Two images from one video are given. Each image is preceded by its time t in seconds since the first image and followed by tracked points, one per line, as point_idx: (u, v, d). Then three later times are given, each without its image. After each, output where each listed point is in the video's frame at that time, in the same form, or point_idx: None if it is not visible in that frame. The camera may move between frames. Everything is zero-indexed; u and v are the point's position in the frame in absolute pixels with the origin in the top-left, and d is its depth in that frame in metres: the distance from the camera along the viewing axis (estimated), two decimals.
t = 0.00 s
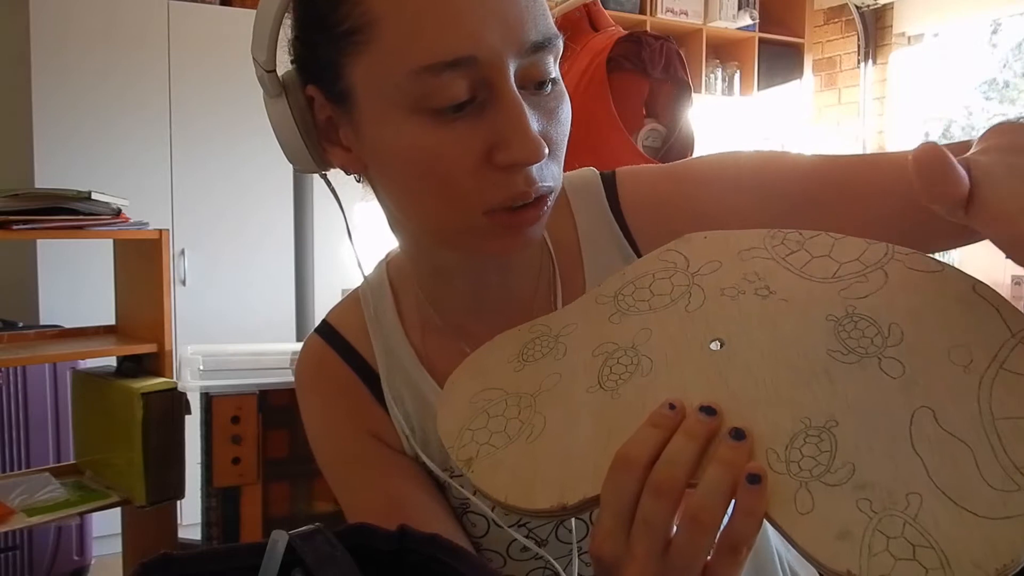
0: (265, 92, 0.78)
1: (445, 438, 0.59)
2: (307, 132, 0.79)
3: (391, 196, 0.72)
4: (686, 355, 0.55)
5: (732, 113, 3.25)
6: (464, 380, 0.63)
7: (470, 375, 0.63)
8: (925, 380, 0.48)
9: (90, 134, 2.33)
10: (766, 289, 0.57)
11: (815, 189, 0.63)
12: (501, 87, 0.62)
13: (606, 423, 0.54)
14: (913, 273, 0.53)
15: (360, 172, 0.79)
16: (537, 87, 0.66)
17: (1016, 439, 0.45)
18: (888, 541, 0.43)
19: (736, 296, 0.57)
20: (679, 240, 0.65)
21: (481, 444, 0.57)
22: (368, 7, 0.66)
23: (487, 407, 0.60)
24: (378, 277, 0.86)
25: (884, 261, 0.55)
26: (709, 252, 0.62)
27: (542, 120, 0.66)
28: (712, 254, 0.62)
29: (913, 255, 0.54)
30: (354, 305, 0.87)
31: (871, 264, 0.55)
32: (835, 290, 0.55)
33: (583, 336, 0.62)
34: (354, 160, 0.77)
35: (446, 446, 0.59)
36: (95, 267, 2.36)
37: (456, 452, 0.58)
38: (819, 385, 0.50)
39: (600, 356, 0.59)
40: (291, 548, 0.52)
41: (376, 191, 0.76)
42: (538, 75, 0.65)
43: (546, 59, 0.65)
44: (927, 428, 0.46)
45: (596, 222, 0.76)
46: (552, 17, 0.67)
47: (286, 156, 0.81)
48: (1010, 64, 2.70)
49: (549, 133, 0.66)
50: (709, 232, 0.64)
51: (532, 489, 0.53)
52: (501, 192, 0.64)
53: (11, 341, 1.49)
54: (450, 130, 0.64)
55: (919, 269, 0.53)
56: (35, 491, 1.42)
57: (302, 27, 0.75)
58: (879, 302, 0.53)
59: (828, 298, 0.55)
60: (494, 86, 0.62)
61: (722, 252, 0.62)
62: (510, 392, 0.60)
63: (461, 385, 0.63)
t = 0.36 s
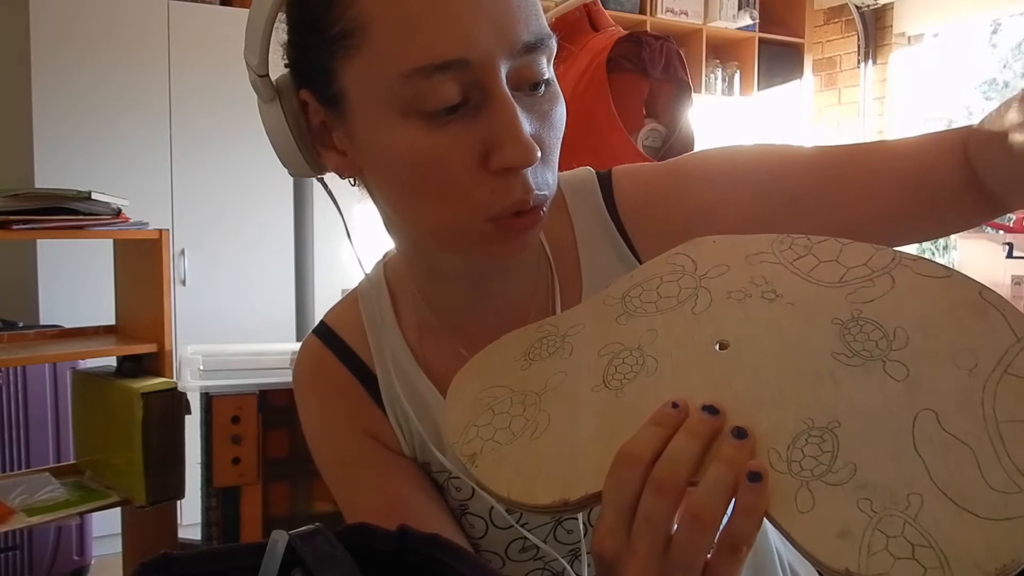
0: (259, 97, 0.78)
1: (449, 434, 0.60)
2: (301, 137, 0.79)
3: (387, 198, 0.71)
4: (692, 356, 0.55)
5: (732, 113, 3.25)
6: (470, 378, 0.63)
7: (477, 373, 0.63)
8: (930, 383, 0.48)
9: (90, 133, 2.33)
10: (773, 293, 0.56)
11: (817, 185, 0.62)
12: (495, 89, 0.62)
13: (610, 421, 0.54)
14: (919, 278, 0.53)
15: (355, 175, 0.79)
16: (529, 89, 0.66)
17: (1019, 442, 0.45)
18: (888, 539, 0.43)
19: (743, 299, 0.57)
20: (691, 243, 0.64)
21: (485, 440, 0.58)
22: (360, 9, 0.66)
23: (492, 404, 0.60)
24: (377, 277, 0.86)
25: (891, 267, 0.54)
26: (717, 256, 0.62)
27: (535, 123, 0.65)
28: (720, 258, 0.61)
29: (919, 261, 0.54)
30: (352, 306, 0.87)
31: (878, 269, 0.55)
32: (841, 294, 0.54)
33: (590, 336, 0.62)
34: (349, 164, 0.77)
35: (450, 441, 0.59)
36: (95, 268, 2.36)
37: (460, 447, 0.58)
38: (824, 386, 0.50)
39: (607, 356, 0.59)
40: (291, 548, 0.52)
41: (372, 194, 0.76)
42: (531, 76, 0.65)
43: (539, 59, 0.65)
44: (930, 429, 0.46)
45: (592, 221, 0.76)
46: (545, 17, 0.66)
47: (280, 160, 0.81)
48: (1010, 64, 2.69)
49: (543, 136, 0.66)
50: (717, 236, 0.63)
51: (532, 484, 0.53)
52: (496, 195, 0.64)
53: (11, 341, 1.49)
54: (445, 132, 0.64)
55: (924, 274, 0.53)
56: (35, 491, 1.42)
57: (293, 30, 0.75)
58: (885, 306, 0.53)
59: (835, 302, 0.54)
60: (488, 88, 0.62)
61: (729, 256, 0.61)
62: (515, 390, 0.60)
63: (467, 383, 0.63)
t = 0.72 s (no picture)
0: (260, 99, 0.78)
1: (445, 437, 0.60)
2: (302, 139, 0.79)
3: (389, 200, 0.72)
4: (687, 356, 0.55)
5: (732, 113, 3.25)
6: (465, 380, 0.63)
7: (471, 375, 0.63)
8: (924, 380, 0.48)
9: (90, 134, 2.33)
10: (768, 291, 0.57)
11: (816, 185, 0.63)
12: (499, 91, 0.62)
13: (607, 422, 0.55)
14: (915, 276, 0.53)
15: (356, 177, 0.79)
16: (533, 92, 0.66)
17: (1016, 438, 0.45)
18: (885, 539, 0.43)
19: (738, 298, 0.58)
20: (682, 243, 0.65)
21: (482, 443, 0.58)
22: (363, 12, 0.66)
23: (488, 406, 0.60)
24: (377, 279, 0.86)
25: (886, 263, 0.55)
26: (712, 254, 0.62)
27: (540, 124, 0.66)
28: (714, 256, 0.62)
29: (915, 257, 0.54)
30: (351, 306, 0.87)
31: (872, 266, 0.55)
32: (836, 292, 0.55)
33: (585, 337, 0.62)
34: (350, 166, 0.78)
35: (447, 444, 0.59)
36: (95, 268, 2.36)
37: (457, 451, 0.58)
38: (819, 385, 0.50)
39: (602, 356, 0.59)
40: (291, 548, 0.52)
41: (373, 196, 0.76)
42: (536, 80, 0.65)
43: (543, 63, 0.65)
44: (926, 428, 0.46)
45: (591, 222, 0.76)
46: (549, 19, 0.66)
47: (281, 163, 0.81)
48: (1010, 64, 2.70)
49: (547, 138, 0.66)
50: (711, 235, 0.64)
51: (530, 487, 0.53)
52: (500, 197, 0.64)
53: (11, 341, 1.50)
54: (449, 134, 0.64)
55: (920, 271, 0.53)
56: (35, 491, 1.42)
57: (294, 32, 0.75)
58: (880, 303, 0.53)
59: (829, 300, 0.55)
60: (492, 91, 0.63)
61: (723, 254, 0.62)
62: (510, 392, 0.61)
63: (462, 385, 0.63)
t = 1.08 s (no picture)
0: (255, 96, 0.78)
1: (436, 444, 0.60)
2: (296, 138, 0.79)
3: (381, 200, 0.72)
4: (675, 355, 0.55)
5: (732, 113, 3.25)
6: (454, 385, 0.63)
7: (460, 380, 0.63)
8: (914, 374, 0.48)
9: (91, 133, 2.33)
10: (755, 285, 0.57)
11: (817, 188, 0.63)
12: (489, 92, 0.62)
13: (598, 425, 0.54)
14: (902, 266, 0.53)
15: (349, 176, 0.79)
16: (524, 95, 0.66)
17: (1009, 431, 0.45)
18: (882, 539, 0.43)
19: (726, 293, 0.57)
20: (667, 237, 0.64)
21: (473, 450, 0.57)
22: (355, 12, 0.66)
23: (478, 412, 0.60)
24: (374, 281, 0.86)
25: (872, 254, 0.55)
26: (696, 249, 0.62)
27: (530, 127, 0.66)
28: (698, 251, 0.62)
29: (901, 247, 0.54)
30: (349, 307, 0.87)
31: (858, 257, 0.55)
32: (823, 284, 0.55)
33: (573, 338, 0.62)
34: (343, 165, 0.78)
35: (438, 453, 0.59)
36: (95, 268, 2.36)
37: (449, 459, 0.58)
38: (810, 382, 0.50)
39: (591, 356, 0.59)
40: (291, 548, 0.52)
41: (366, 195, 0.76)
42: (526, 82, 0.65)
43: (535, 65, 0.65)
44: (918, 423, 0.46)
45: (590, 223, 0.76)
46: (541, 20, 0.66)
47: (274, 160, 0.81)
48: (1010, 64, 2.70)
49: (538, 140, 0.66)
50: (696, 229, 0.64)
51: (522, 496, 0.53)
52: (490, 198, 0.64)
53: (11, 341, 1.49)
54: (439, 137, 0.64)
55: (908, 261, 0.53)
56: (35, 491, 1.42)
57: (290, 31, 0.75)
58: (867, 296, 0.53)
59: (817, 293, 0.55)
60: (482, 93, 0.63)
61: (709, 249, 0.62)
62: (500, 397, 0.61)
63: (452, 390, 0.63)
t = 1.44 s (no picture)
0: (253, 96, 0.78)
1: (433, 444, 0.60)
2: (293, 138, 0.79)
3: (378, 202, 0.72)
4: (672, 355, 0.55)
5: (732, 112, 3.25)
6: (452, 384, 0.63)
7: (457, 379, 0.63)
8: (914, 375, 0.48)
9: (91, 133, 2.33)
10: (753, 283, 0.57)
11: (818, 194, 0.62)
12: (483, 96, 0.62)
13: (594, 425, 0.55)
14: (900, 264, 0.53)
15: (347, 176, 0.79)
16: (518, 99, 0.66)
17: (1008, 432, 0.45)
18: (881, 541, 0.43)
19: (723, 291, 0.57)
20: (664, 233, 0.64)
21: (471, 450, 0.58)
22: (350, 14, 0.66)
23: (475, 411, 0.60)
24: (374, 281, 0.86)
25: (870, 251, 0.55)
26: (694, 246, 0.62)
27: (525, 131, 0.66)
28: (696, 247, 0.62)
29: (901, 244, 0.54)
30: (349, 308, 0.87)
31: (857, 254, 0.55)
32: (821, 282, 0.55)
33: (570, 336, 0.62)
34: (340, 166, 0.78)
35: (436, 452, 0.59)
36: (95, 268, 2.36)
37: (446, 458, 0.58)
38: (808, 383, 0.50)
39: (588, 356, 0.59)
40: (291, 548, 0.52)
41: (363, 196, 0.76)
42: (522, 85, 0.65)
43: (530, 68, 0.65)
44: (917, 423, 0.46)
45: (591, 225, 0.76)
46: (537, 24, 0.67)
47: (272, 160, 0.81)
48: (1011, 64, 2.70)
49: (533, 144, 0.66)
50: (694, 224, 0.64)
51: (520, 496, 0.53)
52: (484, 201, 0.64)
53: (11, 341, 1.50)
54: (434, 139, 0.65)
55: (906, 259, 0.53)
56: (36, 491, 1.42)
57: (287, 31, 0.75)
58: (866, 294, 0.53)
59: (815, 291, 0.55)
60: (476, 96, 0.63)
61: (707, 246, 0.62)
62: (497, 396, 0.61)
63: (449, 389, 0.63)
